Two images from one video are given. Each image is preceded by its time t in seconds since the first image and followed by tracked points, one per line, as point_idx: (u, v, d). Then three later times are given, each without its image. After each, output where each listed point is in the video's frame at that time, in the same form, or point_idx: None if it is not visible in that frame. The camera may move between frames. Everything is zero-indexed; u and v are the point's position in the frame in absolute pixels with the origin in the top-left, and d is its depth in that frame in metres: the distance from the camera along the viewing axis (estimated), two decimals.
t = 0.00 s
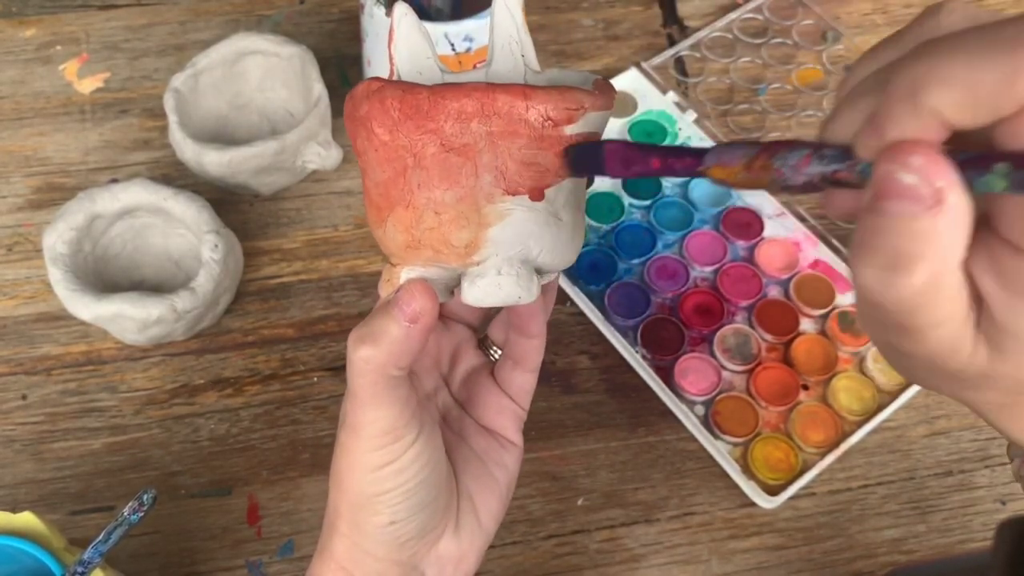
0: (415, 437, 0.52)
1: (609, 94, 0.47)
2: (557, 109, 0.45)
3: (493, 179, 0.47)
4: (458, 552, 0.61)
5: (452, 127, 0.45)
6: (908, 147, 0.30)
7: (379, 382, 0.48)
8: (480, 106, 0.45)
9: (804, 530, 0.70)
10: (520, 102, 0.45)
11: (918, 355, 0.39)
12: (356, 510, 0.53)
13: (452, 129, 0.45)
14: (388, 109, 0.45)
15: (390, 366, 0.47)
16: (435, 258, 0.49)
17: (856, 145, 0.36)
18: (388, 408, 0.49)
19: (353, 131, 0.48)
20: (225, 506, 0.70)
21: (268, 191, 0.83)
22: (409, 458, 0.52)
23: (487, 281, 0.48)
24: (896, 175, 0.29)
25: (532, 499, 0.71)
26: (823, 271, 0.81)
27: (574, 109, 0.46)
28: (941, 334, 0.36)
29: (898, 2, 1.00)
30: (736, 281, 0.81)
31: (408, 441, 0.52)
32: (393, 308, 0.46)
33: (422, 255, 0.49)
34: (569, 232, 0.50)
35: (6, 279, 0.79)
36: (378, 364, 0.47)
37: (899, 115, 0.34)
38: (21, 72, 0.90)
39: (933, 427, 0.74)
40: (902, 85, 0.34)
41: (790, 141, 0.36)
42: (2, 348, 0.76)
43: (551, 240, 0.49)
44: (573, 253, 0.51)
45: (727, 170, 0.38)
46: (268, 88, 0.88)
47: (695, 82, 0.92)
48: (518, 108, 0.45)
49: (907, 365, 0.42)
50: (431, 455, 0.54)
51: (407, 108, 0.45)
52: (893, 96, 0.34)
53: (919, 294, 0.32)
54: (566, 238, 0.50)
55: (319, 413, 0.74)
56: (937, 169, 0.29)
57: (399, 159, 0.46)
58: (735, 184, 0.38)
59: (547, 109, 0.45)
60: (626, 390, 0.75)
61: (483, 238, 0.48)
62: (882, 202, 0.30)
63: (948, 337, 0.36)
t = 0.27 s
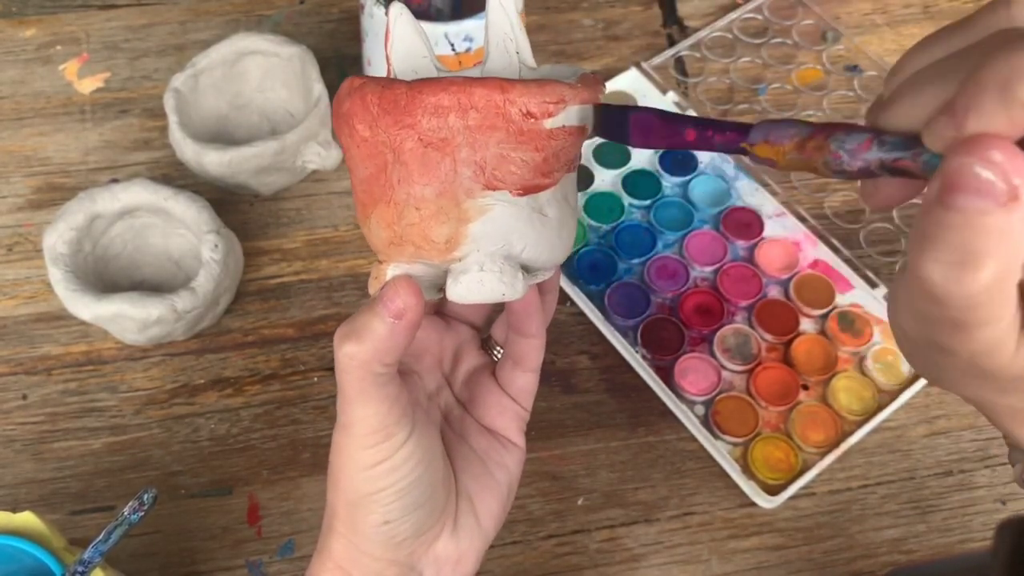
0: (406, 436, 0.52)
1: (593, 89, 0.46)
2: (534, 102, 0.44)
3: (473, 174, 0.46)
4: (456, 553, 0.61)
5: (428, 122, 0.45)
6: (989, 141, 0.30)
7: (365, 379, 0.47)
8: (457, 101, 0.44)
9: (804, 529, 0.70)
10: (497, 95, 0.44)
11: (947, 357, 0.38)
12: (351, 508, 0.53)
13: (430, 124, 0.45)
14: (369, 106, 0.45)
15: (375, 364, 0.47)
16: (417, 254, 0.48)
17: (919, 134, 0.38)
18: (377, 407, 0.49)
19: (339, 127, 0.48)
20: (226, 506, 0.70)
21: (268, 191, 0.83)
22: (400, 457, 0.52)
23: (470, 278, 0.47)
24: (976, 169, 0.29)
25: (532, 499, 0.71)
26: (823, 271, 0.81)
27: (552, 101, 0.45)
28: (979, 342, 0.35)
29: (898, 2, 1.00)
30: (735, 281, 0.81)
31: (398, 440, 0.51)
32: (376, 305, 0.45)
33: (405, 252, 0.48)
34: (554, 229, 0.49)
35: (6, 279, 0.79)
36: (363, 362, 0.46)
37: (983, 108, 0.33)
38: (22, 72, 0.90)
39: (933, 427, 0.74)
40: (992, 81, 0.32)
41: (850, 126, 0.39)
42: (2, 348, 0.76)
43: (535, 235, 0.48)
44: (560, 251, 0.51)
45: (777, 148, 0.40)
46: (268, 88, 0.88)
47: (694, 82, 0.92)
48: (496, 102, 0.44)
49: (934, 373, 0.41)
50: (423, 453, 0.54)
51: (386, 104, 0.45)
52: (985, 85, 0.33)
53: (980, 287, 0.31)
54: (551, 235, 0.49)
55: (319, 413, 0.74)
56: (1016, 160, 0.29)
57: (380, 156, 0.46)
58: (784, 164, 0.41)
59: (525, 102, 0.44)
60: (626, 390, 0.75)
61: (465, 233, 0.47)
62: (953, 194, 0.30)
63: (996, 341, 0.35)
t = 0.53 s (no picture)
0: (402, 438, 0.51)
1: (592, 85, 0.46)
2: (527, 100, 0.44)
3: (464, 173, 0.46)
4: (455, 555, 0.61)
5: (417, 120, 0.45)
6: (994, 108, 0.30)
7: (359, 380, 0.47)
8: (448, 99, 0.44)
9: (804, 529, 0.70)
10: (489, 93, 0.44)
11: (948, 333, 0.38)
12: (348, 510, 0.53)
13: (419, 122, 0.45)
14: (358, 103, 0.46)
15: (368, 365, 0.46)
16: (409, 255, 0.48)
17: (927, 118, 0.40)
18: (372, 409, 0.49)
19: (331, 125, 0.48)
20: (226, 506, 0.70)
21: (268, 191, 0.83)
22: (396, 460, 0.51)
23: (461, 279, 0.47)
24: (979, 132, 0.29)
25: (532, 499, 0.71)
26: (822, 271, 0.81)
27: (547, 99, 0.44)
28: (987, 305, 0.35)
29: (898, 2, 1.00)
30: (735, 281, 0.81)
31: (394, 442, 0.51)
32: (370, 307, 0.45)
33: (396, 252, 0.49)
34: (549, 230, 0.49)
35: (6, 279, 0.79)
36: (356, 365, 0.46)
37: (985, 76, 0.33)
38: (22, 72, 0.90)
39: (933, 427, 0.74)
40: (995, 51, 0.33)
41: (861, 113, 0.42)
42: (2, 348, 0.76)
43: (528, 236, 0.48)
44: (556, 253, 0.50)
45: (790, 134, 0.45)
46: (268, 88, 0.88)
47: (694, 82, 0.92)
48: (487, 100, 0.44)
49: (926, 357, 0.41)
50: (420, 455, 0.54)
51: (375, 101, 0.45)
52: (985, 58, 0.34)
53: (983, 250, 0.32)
54: (546, 236, 0.49)
55: (319, 413, 0.74)
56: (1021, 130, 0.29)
57: (371, 154, 0.47)
58: (797, 149, 0.45)
59: (518, 99, 0.44)
60: (627, 390, 0.75)
61: (455, 234, 0.47)
62: (962, 155, 0.30)
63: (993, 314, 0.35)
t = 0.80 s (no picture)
0: (407, 440, 0.51)
1: (595, 81, 0.46)
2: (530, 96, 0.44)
3: (466, 173, 0.46)
4: (460, 557, 0.60)
5: (418, 120, 0.45)
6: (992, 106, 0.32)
7: (362, 382, 0.47)
8: (448, 98, 0.44)
9: (804, 529, 0.70)
10: (491, 90, 0.44)
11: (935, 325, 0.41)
12: (352, 513, 0.53)
13: (419, 122, 0.45)
14: (358, 103, 0.46)
15: (373, 367, 0.46)
16: (411, 256, 0.48)
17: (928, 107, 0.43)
18: (376, 412, 0.49)
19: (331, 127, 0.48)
20: (226, 506, 0.70)
21: (268, 191, 0.83)
22: (400, 462, 0.51)
23: (464, 279, 0.47)
24: (979, 126, 0.31)
25: (532, 499, 0.71)
26: (822, 271, 0.81)
27: (550, 95, 0.44)
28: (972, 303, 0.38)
29: (898, 2, 1.00)
30: (735, 281, 0.81)
31: (398, 445, 0.51)
32: (371, 308, 0.45)
33: (398, 254, 0.48)
34: (553, 229, 0.49)
35: (6, 279, 0.79)
36: (360, 367, 0.46)
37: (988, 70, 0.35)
38: (22, 72, 0.90)
39: (932, 427, 0.74)
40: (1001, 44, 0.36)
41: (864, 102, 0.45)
42: (2, 348, 0.76)
43: (531, 235, 0.48)
44: (560, 252, 0.50)
45: (794, 119, 0.48)
46: (268, 88, 0.88)
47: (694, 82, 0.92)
48: (488, 98, 0.44)
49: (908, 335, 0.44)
50: (424, 457, 0.54)
51: (375, 101, 0.45)
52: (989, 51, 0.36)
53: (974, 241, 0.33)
54: (549, 235, 0.49)
55: (319, 413, 0.74)
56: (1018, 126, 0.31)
57: (371, 154, 0.47)
58: (799, 135, 0.48)
59: (521, 96, 0.44)
60: (627, 390, 0.75)
61: (457, 234, 0.47)
62: (959, 150, 0.31)
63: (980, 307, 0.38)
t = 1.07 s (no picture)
0: (415, 444, 0.51)
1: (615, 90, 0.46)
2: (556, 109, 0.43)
3: (488, 182, 0.46)
4: (466, 558, 0.60)
5: (443, 129, 0.45)
6: (930, 156, 0.30)
7: (374, 389, 0.47)
8: (473, 107, 0.44)
9: (804, 529, 0.70)
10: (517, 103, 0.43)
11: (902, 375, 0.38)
12: (360, 516, 0.53)
13: (443, 131, 0.45)
14: (379, 110, 0.45)
15: (385, 373, 0.46)
16: (431, 263, 0.49)
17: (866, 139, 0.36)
18: (386, 418, 0.48)
19: (345, 130, 0.47)
20: (225, 506, 0.70)
21: (268, 191, 0.83)
22: (409, 466, 0.51)
23: (485, 287, 0.48)
24: (916, 183, 0.29)
25: (532, 499, 0.71)
26: (823, 271, 0.81)
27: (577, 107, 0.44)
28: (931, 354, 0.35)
29: (898, 2, 1.00)
30: (735, 281, 0.81)
31: (408, 450, 0.51)
32: (388, 315, 0.44)
33: (416, 260, 0.49)
34: (571, 235, 0.49)
35: (6, 279, 0.79)
36: (373, 373, 0.45)
37: (936, 110, 0.33)
38: (21, 72, 0.90)
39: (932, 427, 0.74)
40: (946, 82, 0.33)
41: (792, 131, 0.37)
42: (2, 348, 0.76)
43: (551, 243, 0.48)
44: (575, 257, 0.51)
45: (717, 151, 0.39)
46: (268, 88, 0.87)
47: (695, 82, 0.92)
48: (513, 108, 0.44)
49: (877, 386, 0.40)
50: (432, 461, 0.54)
51: (398, 108, 0.44)
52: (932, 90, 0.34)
53: (919, 299, 0.32)
54: (567, 242, 0.49)
55: (319, 413, 0.74)
56: (958, 179, 0.29)
57: (391, 162, 0.46)
58: (723, 168, 0.39)
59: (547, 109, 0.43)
60: (627, 390, 0.75)
61: (480, 243, 0.47)
62: (896, 206, 0.30)
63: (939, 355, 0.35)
